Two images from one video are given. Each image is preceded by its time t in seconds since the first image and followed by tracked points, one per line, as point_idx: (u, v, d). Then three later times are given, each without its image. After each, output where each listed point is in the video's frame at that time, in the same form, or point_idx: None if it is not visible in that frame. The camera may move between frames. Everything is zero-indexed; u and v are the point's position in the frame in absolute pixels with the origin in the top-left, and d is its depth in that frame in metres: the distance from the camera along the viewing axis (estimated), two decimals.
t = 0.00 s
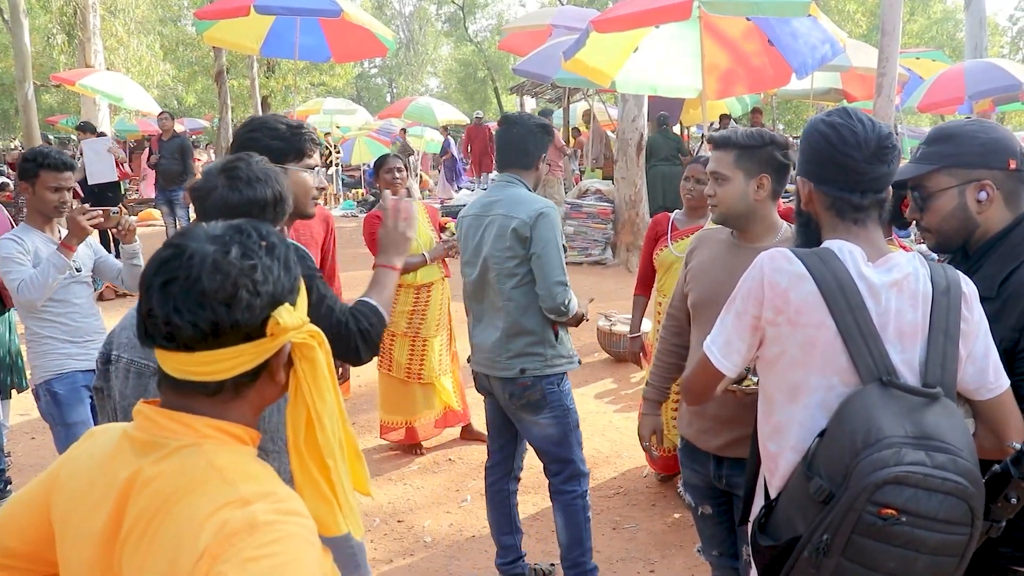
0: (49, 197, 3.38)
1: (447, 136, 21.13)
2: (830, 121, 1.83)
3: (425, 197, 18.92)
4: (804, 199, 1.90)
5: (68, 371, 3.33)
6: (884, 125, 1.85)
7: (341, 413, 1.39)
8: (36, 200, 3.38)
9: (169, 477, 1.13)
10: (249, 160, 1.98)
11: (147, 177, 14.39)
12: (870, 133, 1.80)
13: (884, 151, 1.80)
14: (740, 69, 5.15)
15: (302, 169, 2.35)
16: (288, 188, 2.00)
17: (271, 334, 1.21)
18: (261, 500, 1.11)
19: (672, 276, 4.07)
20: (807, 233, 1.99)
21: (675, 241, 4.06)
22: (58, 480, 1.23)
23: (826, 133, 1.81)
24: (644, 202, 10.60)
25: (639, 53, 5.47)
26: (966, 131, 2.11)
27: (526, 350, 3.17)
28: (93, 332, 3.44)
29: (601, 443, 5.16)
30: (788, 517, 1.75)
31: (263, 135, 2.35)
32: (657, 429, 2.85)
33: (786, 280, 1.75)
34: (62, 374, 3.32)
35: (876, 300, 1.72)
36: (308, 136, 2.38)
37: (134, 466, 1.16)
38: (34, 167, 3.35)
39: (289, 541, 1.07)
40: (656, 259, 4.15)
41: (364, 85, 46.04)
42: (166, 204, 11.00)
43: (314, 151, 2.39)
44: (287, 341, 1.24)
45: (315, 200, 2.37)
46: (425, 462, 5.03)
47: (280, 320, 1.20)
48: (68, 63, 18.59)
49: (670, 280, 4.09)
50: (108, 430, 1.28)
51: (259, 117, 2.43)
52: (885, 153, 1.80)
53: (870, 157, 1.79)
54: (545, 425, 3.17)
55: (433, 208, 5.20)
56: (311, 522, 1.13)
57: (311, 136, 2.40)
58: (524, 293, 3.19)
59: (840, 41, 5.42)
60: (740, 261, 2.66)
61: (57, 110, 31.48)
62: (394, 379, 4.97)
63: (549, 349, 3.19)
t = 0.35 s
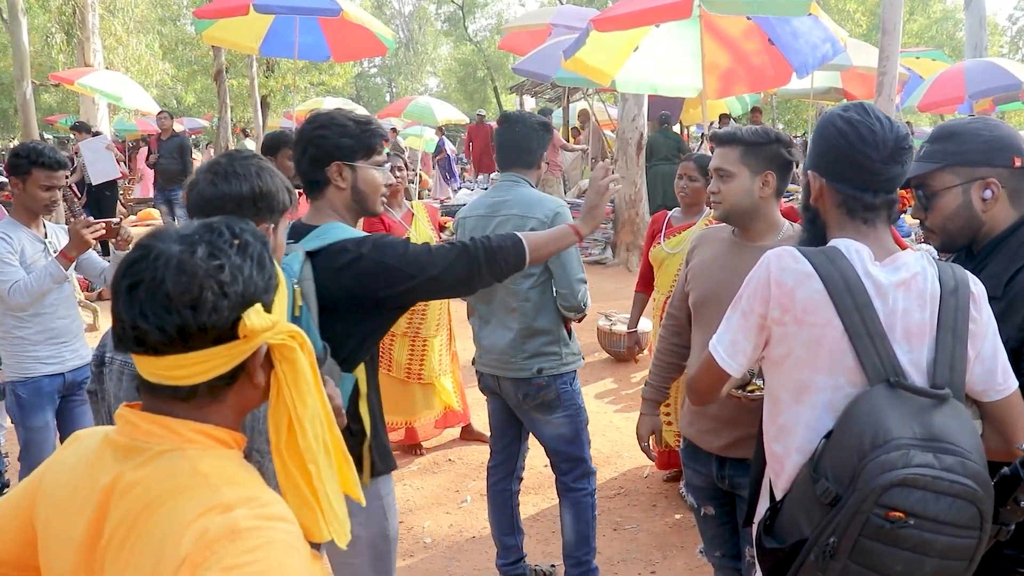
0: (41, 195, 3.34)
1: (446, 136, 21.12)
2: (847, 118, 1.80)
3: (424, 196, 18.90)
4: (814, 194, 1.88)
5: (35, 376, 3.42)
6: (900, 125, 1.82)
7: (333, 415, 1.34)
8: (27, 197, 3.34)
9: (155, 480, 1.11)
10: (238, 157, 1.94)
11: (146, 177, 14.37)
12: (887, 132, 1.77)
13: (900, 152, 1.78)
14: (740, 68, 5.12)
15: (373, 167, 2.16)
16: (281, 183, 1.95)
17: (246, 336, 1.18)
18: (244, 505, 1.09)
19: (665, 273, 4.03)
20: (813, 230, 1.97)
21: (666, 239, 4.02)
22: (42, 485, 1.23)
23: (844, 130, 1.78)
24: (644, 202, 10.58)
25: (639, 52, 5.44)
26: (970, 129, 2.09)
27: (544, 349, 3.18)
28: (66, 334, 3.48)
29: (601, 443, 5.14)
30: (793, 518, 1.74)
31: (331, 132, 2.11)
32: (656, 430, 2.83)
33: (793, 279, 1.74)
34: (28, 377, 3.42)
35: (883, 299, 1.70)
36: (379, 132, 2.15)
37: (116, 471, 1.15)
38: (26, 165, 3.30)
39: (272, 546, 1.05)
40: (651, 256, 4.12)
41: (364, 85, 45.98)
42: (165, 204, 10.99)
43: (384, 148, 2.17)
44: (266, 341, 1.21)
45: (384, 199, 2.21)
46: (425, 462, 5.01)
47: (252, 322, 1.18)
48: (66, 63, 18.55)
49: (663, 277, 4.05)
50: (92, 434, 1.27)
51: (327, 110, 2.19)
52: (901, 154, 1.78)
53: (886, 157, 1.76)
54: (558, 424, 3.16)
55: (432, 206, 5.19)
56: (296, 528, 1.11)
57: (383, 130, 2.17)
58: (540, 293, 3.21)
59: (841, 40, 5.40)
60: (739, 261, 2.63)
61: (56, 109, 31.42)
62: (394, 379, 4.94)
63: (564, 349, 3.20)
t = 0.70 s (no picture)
0: (23, 189, 3.35)
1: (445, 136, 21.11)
2: (865, 116, 1.77)
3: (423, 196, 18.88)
4: (825, 189, 1.86)
5: (11, 368, 3.40)
6: (918, 129, 1.79)
7: (311, 419, 1.30)
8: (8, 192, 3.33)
9: (132, 482, 1.11)
10: (228, 155, 1.91)
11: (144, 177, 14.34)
12: (903, 134, 1.74)
13: (915, 156, 1.74)
14: (740, 68, 5.10)
15: (413, 168, 2.13)
16: (274, 180, 1.91)
17: (204, 335, 1.15)
18: (222, 507, 1.08)
19: (663, 270, 4.00)
20: (819, 224, 1.96)
21: (663, 236, 3.99)
22: (25, 487, 1.22)
23: (860, 129, 1.75)
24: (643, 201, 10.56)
25: (638, 51, 5.41)
26: (972, 126, 2.08)
27: (545, 349, 3.16)
28: (41, 328, 3.50)
29: (600, 444, 5.13)
30: (792, 518, 1.72)
31: (371, 133, 2.09)
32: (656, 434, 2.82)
33: (794, 277, 1.72)
34: (4, 369, 3.39)
35: (884, 298, 1.69)
36: (420, 132, 2.12)
37: (95, 474, 1.14)
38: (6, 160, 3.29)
39: (251, 549, 1.04)
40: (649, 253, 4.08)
41: (363, 84, 45.94)
42: (163, 204, 10.97)
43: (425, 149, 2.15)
44: (230, 341, 1.19)
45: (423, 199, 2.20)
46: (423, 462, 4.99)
47: (201, 319, 1.13)
48: (65, 62, 18.51)
49: (662, 274, 4.01)
50: (75, 436, 1.26)
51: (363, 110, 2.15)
52: (916, 158, 1.75)
53: (900, 159, 1.73)
54: (559, 423, 3.14)
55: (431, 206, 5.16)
56: (276, 530, 1.10)
57: (424, 130, 2.14)
58: (543, 292, 3.20)
59: (841, 40, 5.38)
60: (737, 261, 2.61)
61: (56, 108, 31.38)
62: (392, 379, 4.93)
63: (565, 347, 3.20)
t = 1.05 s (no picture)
0: (19, 180, 3.35)
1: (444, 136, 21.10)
2: (885, 118, 1.76)
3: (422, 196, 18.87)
4: (836, 188, 1.86)
5: (19, 367, 3.40)
6: (936, 138, 1.78)
7: (306, 418, 1.30)
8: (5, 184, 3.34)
9: (132, 478, 1.10)
10: (224, 154, 1.92)
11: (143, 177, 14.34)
12: (921, 140, 1.73)
13: (930, 165, 1.73)
14: (739, 67, 5.09)
15: (420, 170, 2.12)
16: (269, 179, 1.90)
17: (196, 332, 1.14)
18: (220, 506, 1.07)
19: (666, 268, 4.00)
20: (827, 221, 1.96)
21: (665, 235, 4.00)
22: (24, 487, 1.21)
23: (880, 130, 1.74)
24: (643, 201, 10.55)
25: (637, 51, 5.41)
26: (982, 122, 2.08)
27: (546, 348, 3.16)
28: (49, 326, 3.48)
29: (599, 444, 5.13)
30: (794, 516, 1.72)
31: (376, 137, 2.09)
32: (655, 434, 2.82)
33: (799, 273, 1.72)
34: (14, 368, 3.39)
35: (889, 295, 1.69)
36: (428, 134, 2.12)
37: (93, 472, 1.14)
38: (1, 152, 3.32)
39: (248, 547, 1.04)
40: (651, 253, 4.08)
41: (362, 84, 45.92)
42: (162, 203, 10.97)
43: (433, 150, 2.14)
44: (222, 339, 1.17)
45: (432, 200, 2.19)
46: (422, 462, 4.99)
47: (190, 317, 1.12)
48: (64, 62, 18.50)
49: (665, 272, 4.02)
50: (73, 436, 1.26)
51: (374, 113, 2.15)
52: (931, 166, 1.74)
53: (915, 165, 1.72)
54: (560, 422, 3.14)
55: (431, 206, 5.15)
56: (275, 528, 1.10)
57: (432, 133, 2.13)
58: (545, 290, 3.20)
59: (840, 39, 5.37)
60: (737, 261, 2.61)
61: (55, 108, 31.37)
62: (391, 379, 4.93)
63: (566, 346, 3.20)
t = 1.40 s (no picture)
0: (15, 178, 3.36)
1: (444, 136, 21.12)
2: (885, 115, 1.76)
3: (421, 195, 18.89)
4: (829, 181, 1.88)
5: (22, 366, 3.41)
6: (938, 142, 1.75)
7: (310, 413, 1.32)
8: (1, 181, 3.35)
9: (139, 475, 1.12)
10: (220, 155, 1.98)
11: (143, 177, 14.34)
12: (916, 141, 1.71)
13: (923, 167, 1.71)
14: (738, 67, 5.10)
15: (422, 171, 2.13)
16: (259, 178, 1.92)
17: (200, 328, 1.15)
18: (226, 499, 1.09)
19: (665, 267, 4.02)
20: (818, 214, 1.98)
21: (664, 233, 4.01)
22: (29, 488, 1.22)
23: (877, 127, 1.74)
24: (642, 201, 10.57)
25: (636, 51, 5.42)
26: (986, 120, 2.09)
27: (546, 347, 3.17)
28: (51, 325, 3.50)
29: (598, 443, 5.14)
30: (793, 517, 1.73)
31: (379, 138, 2.11)
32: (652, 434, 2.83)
33: (791, 276, 1.73)
34: (16, 368, 3.41)
35: (880, 294, 1.70)
36: (431, 135, 2.13)
37: (100, 467, 1.15)
38: None
39: (255, 539, 1.05)
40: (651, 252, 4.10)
41: (361, 84, 45.92)
42: (162, 204, 10.97)
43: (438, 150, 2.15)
44: (227, 337, 1.18)
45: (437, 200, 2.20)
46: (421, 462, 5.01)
47: (192, 313, 1.13)
48: (64, 62, 18.50)
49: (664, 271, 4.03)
50: (83, 430, 1.27)
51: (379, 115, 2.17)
52: (925, 168, 1.71)
53: (906, 166, 1.71)
54: (558, 421, 3.15)
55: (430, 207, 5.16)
56: (279, 520, 1.11)
57: (435, 135, 2.14)
58: (545, 289, 3.22)
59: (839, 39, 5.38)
60: (734, 260, 2.63)
61: (55, 108, 31.38)
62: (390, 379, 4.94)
63: (566, 345, 3.21)
